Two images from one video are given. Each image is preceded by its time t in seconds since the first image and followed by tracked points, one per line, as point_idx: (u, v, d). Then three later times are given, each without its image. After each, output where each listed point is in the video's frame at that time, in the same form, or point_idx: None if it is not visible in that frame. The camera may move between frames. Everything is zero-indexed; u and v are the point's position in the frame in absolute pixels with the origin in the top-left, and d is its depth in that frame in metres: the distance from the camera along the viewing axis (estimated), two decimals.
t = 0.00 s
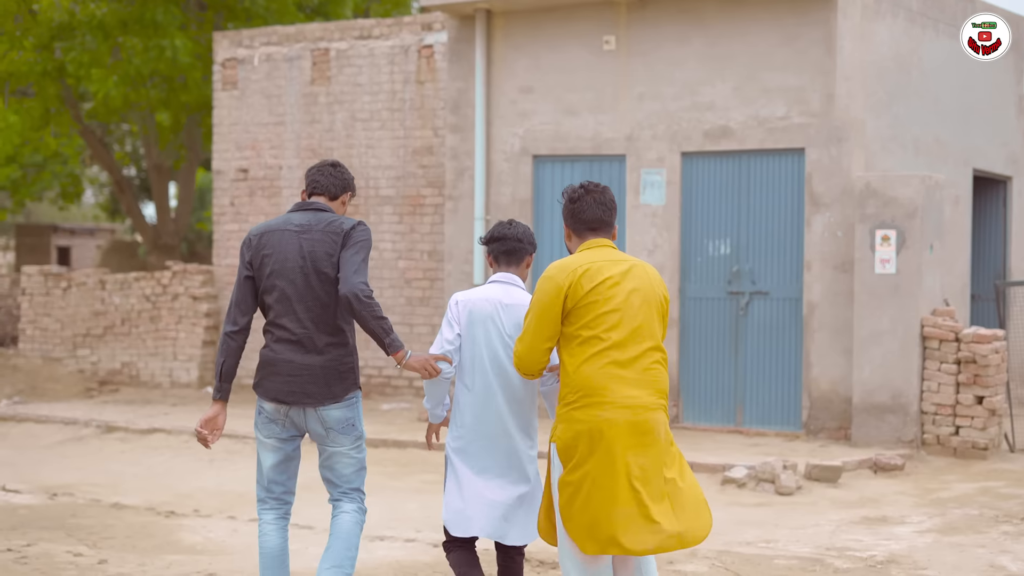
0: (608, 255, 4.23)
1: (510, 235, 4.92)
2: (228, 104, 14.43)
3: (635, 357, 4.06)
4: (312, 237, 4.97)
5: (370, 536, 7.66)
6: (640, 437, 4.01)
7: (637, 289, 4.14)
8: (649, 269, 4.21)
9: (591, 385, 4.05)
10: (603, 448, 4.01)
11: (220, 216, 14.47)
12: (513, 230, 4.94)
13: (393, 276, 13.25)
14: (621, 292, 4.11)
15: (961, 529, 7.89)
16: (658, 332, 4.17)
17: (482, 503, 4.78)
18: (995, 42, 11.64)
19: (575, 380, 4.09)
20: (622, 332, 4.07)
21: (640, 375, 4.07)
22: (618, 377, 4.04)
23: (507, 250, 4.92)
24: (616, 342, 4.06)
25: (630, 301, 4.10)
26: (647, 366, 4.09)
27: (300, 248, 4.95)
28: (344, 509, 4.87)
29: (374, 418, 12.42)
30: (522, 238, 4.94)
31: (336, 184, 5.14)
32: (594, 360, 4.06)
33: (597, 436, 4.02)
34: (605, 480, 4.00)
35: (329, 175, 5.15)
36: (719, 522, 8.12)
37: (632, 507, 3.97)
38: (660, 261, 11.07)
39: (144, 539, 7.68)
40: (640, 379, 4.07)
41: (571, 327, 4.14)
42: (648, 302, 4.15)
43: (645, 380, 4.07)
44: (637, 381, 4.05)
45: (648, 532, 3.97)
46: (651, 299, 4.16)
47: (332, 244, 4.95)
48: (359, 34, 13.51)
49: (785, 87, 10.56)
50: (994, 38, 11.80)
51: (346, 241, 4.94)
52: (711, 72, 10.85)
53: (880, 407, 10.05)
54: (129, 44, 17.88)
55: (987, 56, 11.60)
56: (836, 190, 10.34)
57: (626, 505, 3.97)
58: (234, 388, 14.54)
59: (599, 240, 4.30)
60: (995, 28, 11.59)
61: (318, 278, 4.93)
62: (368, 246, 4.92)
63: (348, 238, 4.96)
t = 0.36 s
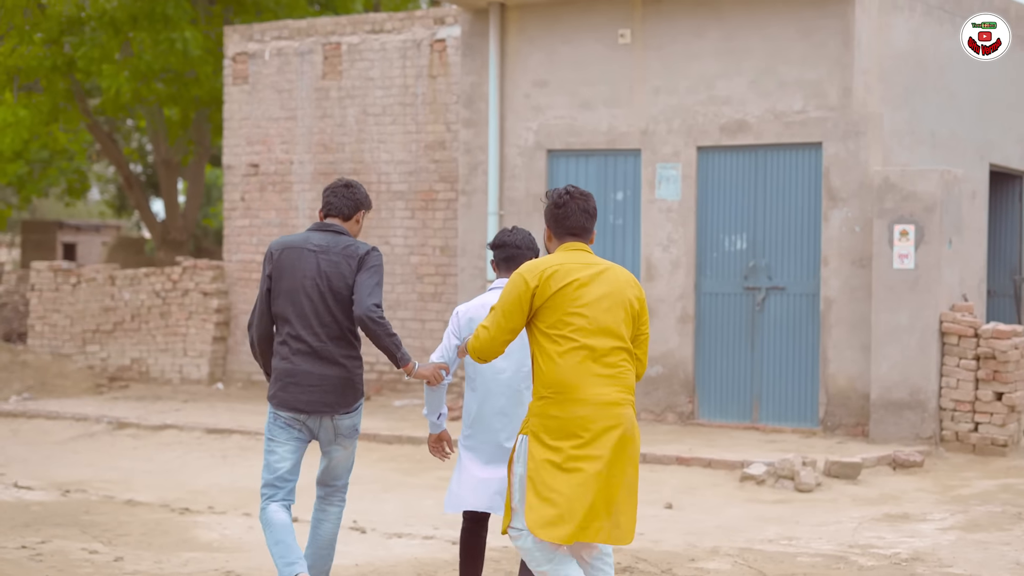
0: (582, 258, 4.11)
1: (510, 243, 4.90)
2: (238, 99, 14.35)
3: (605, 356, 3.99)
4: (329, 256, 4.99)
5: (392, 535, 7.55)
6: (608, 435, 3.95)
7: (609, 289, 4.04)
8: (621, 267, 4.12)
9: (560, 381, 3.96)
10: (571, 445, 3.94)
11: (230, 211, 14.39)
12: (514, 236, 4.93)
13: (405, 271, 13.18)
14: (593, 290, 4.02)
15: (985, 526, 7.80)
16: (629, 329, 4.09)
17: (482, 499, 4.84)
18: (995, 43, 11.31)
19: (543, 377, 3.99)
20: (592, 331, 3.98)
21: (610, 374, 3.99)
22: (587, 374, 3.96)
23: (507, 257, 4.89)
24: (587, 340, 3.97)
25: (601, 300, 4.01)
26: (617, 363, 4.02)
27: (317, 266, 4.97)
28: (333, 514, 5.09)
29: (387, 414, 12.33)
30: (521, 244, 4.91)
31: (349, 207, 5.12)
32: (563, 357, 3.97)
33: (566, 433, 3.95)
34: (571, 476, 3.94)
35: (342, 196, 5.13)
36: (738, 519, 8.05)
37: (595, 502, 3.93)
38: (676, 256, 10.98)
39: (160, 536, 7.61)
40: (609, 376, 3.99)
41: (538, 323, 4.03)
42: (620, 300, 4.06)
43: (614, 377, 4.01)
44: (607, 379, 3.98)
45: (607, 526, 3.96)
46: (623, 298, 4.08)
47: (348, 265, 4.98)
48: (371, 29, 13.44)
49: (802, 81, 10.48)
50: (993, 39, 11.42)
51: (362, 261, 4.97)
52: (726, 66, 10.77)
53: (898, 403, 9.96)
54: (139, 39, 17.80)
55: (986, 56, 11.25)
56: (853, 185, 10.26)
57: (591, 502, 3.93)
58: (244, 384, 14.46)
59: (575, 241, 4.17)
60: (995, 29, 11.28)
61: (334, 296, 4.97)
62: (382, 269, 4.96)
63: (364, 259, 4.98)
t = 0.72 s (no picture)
0: (503, 262, 4.55)
1: (529, 247, 5.27)
2: (244, 95, 14.28)
3: (518, 353, 4.44)
4: (353, 253, 5.23)
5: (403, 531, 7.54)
6: (522, 424, 4.38)
7: (525, 292, 4.50)
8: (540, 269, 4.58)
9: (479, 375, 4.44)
10: (491, 433, 4.38)
11: (235, 208, 14.34)
12: (532, 243, 5.28)
13: (412, 268, 13.12)
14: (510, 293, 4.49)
15: (1000, 523, 7.75)
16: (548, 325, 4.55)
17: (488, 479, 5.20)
18: (995, 43, 11.18)
19: (464, 373, 4.47)
20: (509, 329, 4.45)
21: (525, 366, 4.45)
22: (504, 369, 4.42)
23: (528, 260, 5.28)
24: (503, 336, 4.44)
25: (517, 301, 4.48)
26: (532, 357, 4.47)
27: (340, 260, 5.22)
28: (336, 490, 5.07)
29: (393, 411, 12.27)
30: (541, 249, 5.26)
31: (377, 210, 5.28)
32: (483, 353, 4.44)
33: (488, 424, 4.38)
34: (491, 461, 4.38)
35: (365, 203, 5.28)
36: (751, 516, 8.00)
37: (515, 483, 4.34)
38: (685, 252, 10.92)
39: (169, 534, 7.57)
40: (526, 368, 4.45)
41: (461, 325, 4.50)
42: (537, 299, 4.52)
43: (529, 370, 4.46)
44: (522, 372, 4.44)
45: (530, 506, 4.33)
46: (539, 298, 4.53)
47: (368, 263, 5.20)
48: (377, 24, 13.37)
49: (812, 75, 10.42)
50: (994, 38, 11.29)
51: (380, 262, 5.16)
52: (736, 60, 10.71)
53: (910, 400, 9.90)
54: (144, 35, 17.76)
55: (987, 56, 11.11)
56: (864, 180, 10.20)
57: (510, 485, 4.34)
58: (250, 382, 14.40)
59: (497, 244, 4.58)
60: (996, 29, 11.15)
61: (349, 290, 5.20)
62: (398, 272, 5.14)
63: (386, 262, 5.18)
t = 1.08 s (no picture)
0: (438, 258, 4.93)
1: (584, 244, 5.69)
2: (242, 97, 14.24)
3: (440, 341, 4.82)
4: (362, 272, 5.70)
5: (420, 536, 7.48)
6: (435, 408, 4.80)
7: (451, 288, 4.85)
8: (470, 260, 4.89)
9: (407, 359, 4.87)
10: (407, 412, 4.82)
11: (234, 210, 14.30)
12: (588, 238, 5.71)
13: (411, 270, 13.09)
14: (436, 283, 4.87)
15: (1003, 524, 7.73)
16: (476, 311, 4.86)
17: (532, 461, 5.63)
18: (994, 42, 11.16)
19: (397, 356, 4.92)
20: (434, 318, 4.84)
21: (448, 352, 4.82)
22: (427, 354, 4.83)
23: (581, 258, 5.70)
24: (428, 324, 4.84)
25: (444, 291, 4.85)
26: (457, 342, 4.83)
27: (349, 277, 5.69)
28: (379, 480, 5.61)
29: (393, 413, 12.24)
30: (596, 245, 5.68)
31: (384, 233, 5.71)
32: (412, 340, 4.87)
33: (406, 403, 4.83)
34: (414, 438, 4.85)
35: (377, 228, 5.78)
36: (754, 517, 7.98)
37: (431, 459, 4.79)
38: (686, 253, 10.90)
39: (170, 537, 7.53)
40: (450, 354, 4.83)
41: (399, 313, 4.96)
42: (463, 288, 4.85)
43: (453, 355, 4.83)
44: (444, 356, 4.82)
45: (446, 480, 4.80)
46: (465, 287, 4.85)
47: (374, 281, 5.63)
48: (376, 26, 13.35)
49: (813, 76, 10.41)
50: (995, 37, 11.27)
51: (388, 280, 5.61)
52: (736, 61, 10.70)
53: (911, 401, 9.88)
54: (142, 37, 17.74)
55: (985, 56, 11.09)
56: (864, 181, 10.19)
57: (416, 462, 4.79)
58: (249, 384, 14.35)
59: (439, 242, 4.97)
60: (995, 28, 11.13)
61: (357, 304, 5.65)
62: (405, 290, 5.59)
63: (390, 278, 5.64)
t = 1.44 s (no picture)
0: (429, 274, 5.35)
1: (619, 244, 6.13)
2: (236, 99, 14.21)
3: (417, 348, 5.23)
4: (347, 275, 6.01)
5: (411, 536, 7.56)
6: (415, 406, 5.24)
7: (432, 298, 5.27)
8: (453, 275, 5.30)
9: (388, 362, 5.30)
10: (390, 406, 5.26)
11: (227, 212, 14.27)
12: (620, 238, 6.14)
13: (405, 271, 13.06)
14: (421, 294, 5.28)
15: (999, 525, 7.73)
16: (454, 322, 5.26)
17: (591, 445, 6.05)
18: (996, 42, 11.29)
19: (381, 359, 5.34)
20: (414, 325, 5.25)
21: (423, 360, 5.23)
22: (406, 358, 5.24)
23: (616, 259, 6.15)
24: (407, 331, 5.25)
25: (425, 301, 5.25)
26: (432, 349, 5.23)
27: (335, 282, 6.01)
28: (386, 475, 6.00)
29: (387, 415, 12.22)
30: (630, 244, 6.13)
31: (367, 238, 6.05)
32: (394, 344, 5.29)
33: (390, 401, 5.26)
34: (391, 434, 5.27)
35: (362, 233, 6.07)
36: (749, 518, 7.97)
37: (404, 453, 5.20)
38: (680, 255, 10.89)
39: (164, 538, 7.50)
40: (427, 360, 5.23)
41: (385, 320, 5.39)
42: (442, 299, 5.25)
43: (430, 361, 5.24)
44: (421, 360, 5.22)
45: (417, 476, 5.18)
46: (445, 298, 5.25)
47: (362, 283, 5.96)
48: (370, 28, 13.33)
49: (807, 78, 10.41)
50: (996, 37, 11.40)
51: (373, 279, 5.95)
52: (731, 62, 10.70)
53: (905, 402, 9.89)
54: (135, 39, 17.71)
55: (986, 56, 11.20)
56: (859, 182, 10.19)
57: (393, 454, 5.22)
58: (242, 386, 14.31)
59: (431, 260, 5.39)
60: (997, 29, 11.27)
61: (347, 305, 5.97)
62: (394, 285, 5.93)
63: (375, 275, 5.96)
